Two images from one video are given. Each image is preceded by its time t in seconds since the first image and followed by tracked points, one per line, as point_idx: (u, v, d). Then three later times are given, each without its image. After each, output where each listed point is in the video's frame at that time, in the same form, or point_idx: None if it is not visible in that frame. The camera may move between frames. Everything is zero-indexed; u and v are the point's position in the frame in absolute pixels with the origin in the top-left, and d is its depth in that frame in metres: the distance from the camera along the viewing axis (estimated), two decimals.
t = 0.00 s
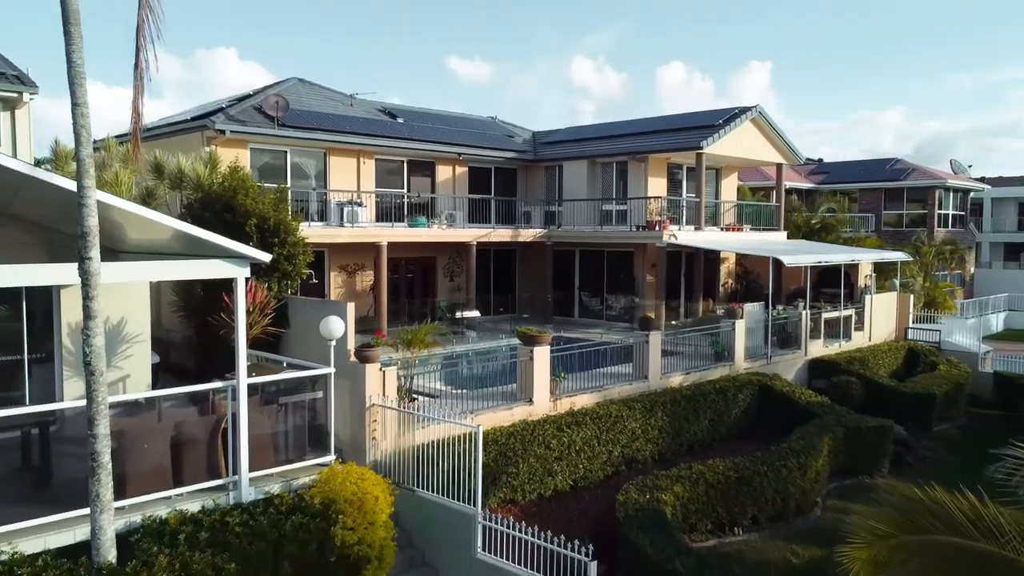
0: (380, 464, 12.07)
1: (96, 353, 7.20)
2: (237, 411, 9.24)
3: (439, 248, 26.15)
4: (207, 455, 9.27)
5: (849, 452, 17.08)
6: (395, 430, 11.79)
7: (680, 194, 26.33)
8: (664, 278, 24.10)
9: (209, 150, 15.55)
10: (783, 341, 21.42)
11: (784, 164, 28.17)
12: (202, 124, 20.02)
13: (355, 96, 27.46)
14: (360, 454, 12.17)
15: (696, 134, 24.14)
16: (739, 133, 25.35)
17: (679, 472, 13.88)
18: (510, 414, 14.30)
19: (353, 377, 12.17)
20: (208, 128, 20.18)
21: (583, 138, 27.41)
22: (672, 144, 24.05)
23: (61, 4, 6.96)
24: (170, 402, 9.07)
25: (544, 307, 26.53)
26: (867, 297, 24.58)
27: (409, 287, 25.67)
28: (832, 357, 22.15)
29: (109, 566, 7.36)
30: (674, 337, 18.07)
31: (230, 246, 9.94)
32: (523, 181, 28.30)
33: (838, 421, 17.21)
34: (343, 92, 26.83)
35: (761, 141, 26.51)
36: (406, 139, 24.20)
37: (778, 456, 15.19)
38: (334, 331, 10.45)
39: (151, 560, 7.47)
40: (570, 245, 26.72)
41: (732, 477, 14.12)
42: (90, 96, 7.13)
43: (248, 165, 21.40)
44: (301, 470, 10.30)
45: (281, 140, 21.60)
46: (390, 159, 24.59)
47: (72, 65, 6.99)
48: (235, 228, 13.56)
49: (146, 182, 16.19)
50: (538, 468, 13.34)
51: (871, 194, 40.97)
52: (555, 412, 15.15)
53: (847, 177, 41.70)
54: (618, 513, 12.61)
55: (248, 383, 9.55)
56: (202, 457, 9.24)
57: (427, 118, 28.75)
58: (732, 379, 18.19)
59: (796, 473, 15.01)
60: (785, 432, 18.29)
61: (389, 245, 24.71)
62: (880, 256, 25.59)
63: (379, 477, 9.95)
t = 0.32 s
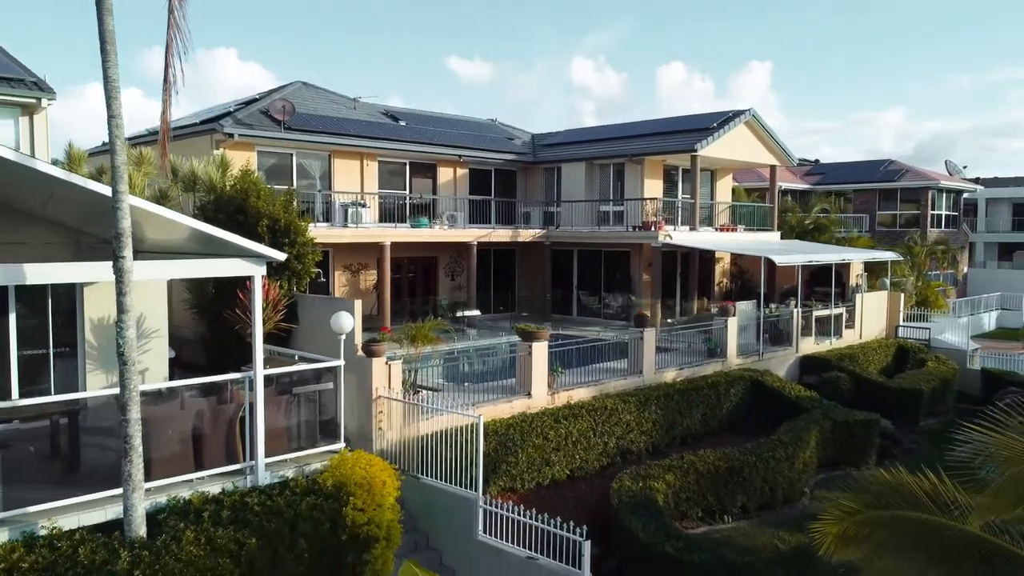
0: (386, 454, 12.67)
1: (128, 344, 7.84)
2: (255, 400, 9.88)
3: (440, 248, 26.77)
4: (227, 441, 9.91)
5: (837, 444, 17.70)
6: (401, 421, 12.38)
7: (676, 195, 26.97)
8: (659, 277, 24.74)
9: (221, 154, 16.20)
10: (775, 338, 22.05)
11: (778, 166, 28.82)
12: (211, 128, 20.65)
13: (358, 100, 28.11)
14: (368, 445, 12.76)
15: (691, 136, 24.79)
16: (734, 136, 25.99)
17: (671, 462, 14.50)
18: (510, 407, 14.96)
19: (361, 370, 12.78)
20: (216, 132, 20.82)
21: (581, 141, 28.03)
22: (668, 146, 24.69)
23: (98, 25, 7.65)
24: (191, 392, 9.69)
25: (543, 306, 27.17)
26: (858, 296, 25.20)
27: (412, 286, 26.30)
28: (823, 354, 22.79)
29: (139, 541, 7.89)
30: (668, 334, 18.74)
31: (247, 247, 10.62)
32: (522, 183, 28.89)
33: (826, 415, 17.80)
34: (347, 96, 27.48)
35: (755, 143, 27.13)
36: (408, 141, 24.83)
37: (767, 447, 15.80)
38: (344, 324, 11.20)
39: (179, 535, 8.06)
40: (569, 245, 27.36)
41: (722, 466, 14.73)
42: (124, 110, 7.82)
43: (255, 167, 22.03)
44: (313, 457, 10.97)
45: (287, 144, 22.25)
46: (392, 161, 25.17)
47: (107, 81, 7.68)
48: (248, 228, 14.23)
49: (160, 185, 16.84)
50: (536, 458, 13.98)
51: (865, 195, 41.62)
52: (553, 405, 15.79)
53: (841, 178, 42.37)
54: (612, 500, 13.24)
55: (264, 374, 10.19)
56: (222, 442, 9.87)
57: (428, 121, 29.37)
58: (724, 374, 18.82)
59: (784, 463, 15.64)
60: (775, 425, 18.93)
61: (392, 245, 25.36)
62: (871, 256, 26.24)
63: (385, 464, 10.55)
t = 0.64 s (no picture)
0: (392, 444, 13.19)
1: (157, 337, 8.54)
2: (270, 391, 10.52)
3: (441, 248, 27.38)
4: (243, 428, 10.56)
5: (825, 438, 18.32)
6: (405, 413, 12.95)
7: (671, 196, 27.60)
8: (655, 276, 25.37)
9: (232, 157, 16.85)
10: (767, 336, 22.67)
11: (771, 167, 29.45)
12: (220, 131, 21.30)
13: (361, 103, 28.75)
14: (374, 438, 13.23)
15: (686, 139, 25.44)
16: (728, 138, 26.62)
17: (663, 452, 15.14)
18: (509, 400, 15.62)
19: (367, 365, 13.29)
20: (225, 135, 21.46)
21: (580, 143, 28.66)
22: (664, 148, 25.33)
23: (130, 43, 8.32)
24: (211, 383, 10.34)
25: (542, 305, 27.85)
26: (849, 295, 25.84)
27: (414, 284, 26.93)
28: (814, 351, 23.41)
29: (166, 517, 8.53)
30: (662, 331, 19.42)
31: (263, 247, 11.29)
32: (522, 184, 29.50)
33: (815, 409, 18.42)
34: (350, 99, 28.12)
35: (749, 145, 27.76)
36: (411, 144, 25.47)
37: (757, 439, 16.44)
38: (353, 320, 11.91)
39: (203, 513, 8.65)
40: (567, 245, 28.01)
41: (713, 457, 15.37)
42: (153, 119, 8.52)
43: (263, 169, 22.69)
44: (323, 445, 11.65)
45: (293, 147, 22.89)
46: (394, 163, 25.76)
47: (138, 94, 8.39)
48: (259, 229, 14.89)
49: (171, 187, 17.47)
50: (535, 449, 14.62)
51: (859, 196, 42.28)
52: (551, 399, 16.43)
53: (836, 179, 43.03)
54: (608, 489, 13.87)
55: (279, 366, 10.82)
56: (238, 430, 10.51)
57: (430, 124, 30.00)
58: (717, 370, 19.46)
59: (773, 454, 16.31)
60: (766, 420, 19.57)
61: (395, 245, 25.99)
62: (862, 256, 26.90)
63: (391, 452, 11.18)
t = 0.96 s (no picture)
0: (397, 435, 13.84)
1: (180, 330, 9.23)
2: (283, 382, 11.18)
3: (442, 248, 28.00)
4: (258, 415, 11.24)
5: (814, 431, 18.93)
6: (409, 405, 13.55)
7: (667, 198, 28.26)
8: (651, 275, 26.02)
9: (241, 160, 17.52)
10: (760, 333, 23.32)
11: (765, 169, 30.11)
12: (228, 134, 21.95)
13: (363, 106, 29.43)
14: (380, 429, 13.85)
15: (681, 142, 26.12)
16: (722, 141, 27.29)
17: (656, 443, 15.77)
18: (509, 393, 16.25)
19: (373, 359, 13.91)
20: (233, 138, 22.11)
21: (578, 145, 29.31)
22: (659, 150, 26.01)
23: (158, 58, 9.03)
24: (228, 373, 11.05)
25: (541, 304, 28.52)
26: (840, 294, 26.50)
27: (416, 283, 27.56)
28: (805, 348, 24.06)
29: (189, 499, 9.17)
30: (657, 329, 20.01)
31: (277, 247, 11.98)
32: (521, 185, 30.14)
33: (805, 404, 19.02)
34: (353, 103, 28.80)
35: (743, 148, 28.42)
36: (413, 146, 26.13)
37: (746, 431, 17.08)
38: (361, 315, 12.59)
39: (223, 494, 9.27)
40: (565, 245, 28.66)
41: (704, 448, 15.99)
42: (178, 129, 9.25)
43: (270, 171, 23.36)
44: (333, 434, 12.34)
45: (299, 149, 23.56)
46: (397, 165, 26.40)
47: (164, 106, 9.13)
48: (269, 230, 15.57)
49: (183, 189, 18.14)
50: (533, 440, 15.28)
51: (854, 196, 42.93)
52: (549, 392, 17.08)
53: (831, 180, 43.69)
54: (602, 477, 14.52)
55: (292, 359, 11.49)
56: (253, 417, 11.19)
57: (433, 127, 30.67)
58: (709, 366, 20.10)
59: (762, 446, 16.96)
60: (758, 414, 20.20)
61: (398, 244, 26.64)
62: (853, 256, 27.57)
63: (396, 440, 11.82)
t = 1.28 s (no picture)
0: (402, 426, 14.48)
1: (201, 325, 9.92)
2: (295, 375, 11.89)
3: (443, 248, 28.64)
4: (271, 406, 11.97)
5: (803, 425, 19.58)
6: (413, 398, 14.21)
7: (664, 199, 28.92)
8: (647, 274, 26.70)
9: (251, 163, 18.19)
10: (753, 330, 23.97)
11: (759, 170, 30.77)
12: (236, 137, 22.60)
13: (366, 109, 30.11)
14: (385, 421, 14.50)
15: (677, 144, 26.78)
16: (717, 143, 27.95)
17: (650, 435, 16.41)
18: (508, 387, 16.91)
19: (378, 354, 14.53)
20: (240, 141, 22.77)
21: (577, 147, 29.96)
22: (656, 152, 26.68)
23: (182, 72, 9.71)
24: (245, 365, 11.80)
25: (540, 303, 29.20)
26: (832, 293, 27.15)
27: (418, 282, 28.22)
28: (797, 345, 24.70)
29: (209, 482, 9.84)
30: (653, 326, 20.64)
31: (288, 245, 12.62)
32: (521, 187, 30.79)
33: (795, 398, 19.65)
34: (356, 106, 29.49)
35: (738, 150, 29.07)
36: (415, 148, 26.77)
37: (737, 424, 17.73)
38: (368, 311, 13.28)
39: (242, 477, 9.94)
40: (564, 245, 29.32)
41: (696, 440, 16.65)
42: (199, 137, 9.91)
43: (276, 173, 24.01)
44: (341, 424, 13.05)
45: (304, 151, 24.21)
46: (399, 166, 27.03)
47: (187, 115, 9.79)
48: (279, 231, 16.25)
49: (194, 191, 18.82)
50: (532, 432, 15.94)
51: (848, 197, 43.60)
52: (547, 386, 17.74)
53: (826, 180, 44.36)
54: (598, 468, 15.17)
55: (304, 352, 12.19)
56: (267, 406, 11.92)
57: (434, 129, 31.33)
58: (702, 362, 20.75)
59: (752, 438, 17.62)
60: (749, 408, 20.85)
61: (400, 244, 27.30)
62: (845, 256, 28.22)
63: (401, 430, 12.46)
